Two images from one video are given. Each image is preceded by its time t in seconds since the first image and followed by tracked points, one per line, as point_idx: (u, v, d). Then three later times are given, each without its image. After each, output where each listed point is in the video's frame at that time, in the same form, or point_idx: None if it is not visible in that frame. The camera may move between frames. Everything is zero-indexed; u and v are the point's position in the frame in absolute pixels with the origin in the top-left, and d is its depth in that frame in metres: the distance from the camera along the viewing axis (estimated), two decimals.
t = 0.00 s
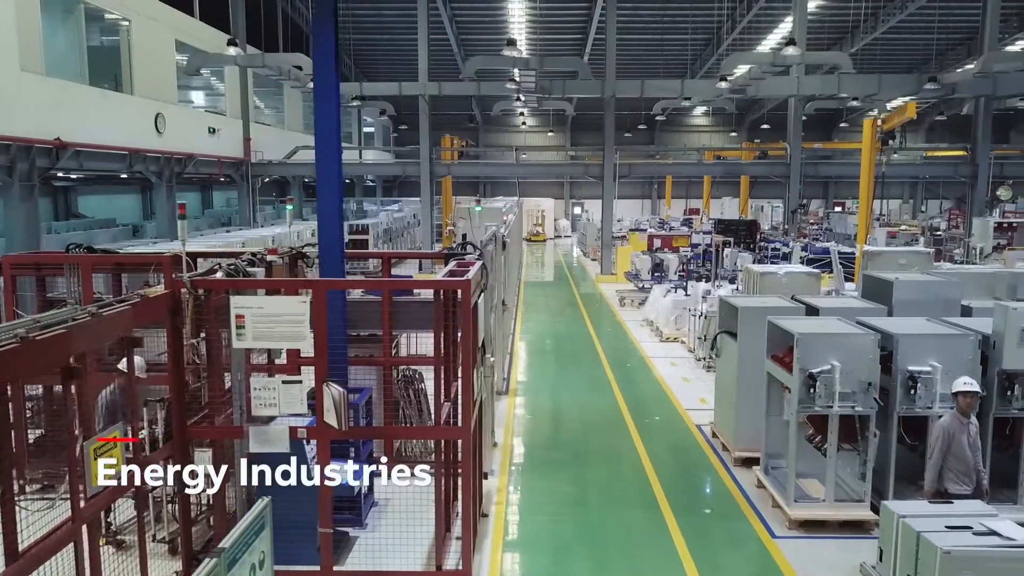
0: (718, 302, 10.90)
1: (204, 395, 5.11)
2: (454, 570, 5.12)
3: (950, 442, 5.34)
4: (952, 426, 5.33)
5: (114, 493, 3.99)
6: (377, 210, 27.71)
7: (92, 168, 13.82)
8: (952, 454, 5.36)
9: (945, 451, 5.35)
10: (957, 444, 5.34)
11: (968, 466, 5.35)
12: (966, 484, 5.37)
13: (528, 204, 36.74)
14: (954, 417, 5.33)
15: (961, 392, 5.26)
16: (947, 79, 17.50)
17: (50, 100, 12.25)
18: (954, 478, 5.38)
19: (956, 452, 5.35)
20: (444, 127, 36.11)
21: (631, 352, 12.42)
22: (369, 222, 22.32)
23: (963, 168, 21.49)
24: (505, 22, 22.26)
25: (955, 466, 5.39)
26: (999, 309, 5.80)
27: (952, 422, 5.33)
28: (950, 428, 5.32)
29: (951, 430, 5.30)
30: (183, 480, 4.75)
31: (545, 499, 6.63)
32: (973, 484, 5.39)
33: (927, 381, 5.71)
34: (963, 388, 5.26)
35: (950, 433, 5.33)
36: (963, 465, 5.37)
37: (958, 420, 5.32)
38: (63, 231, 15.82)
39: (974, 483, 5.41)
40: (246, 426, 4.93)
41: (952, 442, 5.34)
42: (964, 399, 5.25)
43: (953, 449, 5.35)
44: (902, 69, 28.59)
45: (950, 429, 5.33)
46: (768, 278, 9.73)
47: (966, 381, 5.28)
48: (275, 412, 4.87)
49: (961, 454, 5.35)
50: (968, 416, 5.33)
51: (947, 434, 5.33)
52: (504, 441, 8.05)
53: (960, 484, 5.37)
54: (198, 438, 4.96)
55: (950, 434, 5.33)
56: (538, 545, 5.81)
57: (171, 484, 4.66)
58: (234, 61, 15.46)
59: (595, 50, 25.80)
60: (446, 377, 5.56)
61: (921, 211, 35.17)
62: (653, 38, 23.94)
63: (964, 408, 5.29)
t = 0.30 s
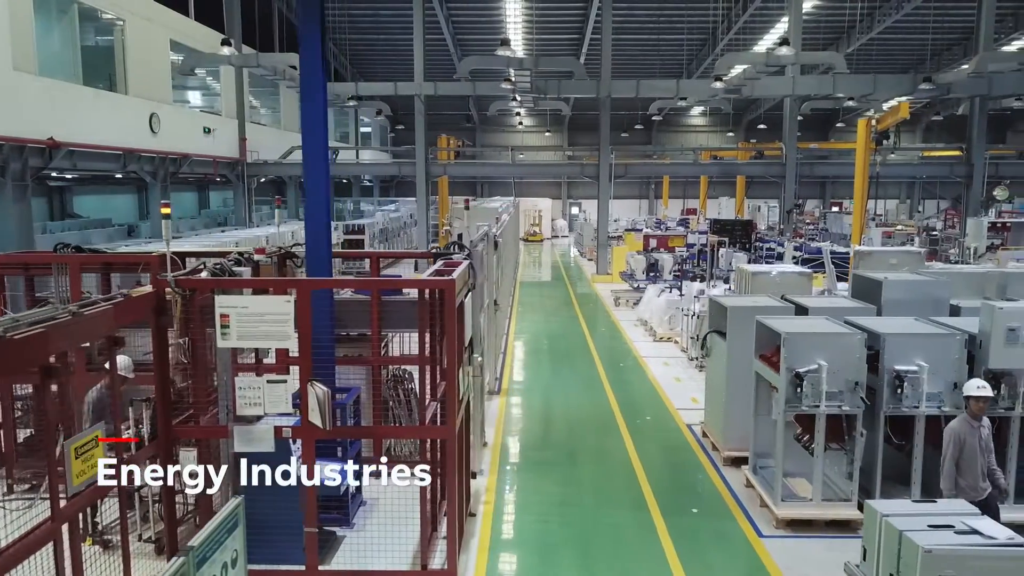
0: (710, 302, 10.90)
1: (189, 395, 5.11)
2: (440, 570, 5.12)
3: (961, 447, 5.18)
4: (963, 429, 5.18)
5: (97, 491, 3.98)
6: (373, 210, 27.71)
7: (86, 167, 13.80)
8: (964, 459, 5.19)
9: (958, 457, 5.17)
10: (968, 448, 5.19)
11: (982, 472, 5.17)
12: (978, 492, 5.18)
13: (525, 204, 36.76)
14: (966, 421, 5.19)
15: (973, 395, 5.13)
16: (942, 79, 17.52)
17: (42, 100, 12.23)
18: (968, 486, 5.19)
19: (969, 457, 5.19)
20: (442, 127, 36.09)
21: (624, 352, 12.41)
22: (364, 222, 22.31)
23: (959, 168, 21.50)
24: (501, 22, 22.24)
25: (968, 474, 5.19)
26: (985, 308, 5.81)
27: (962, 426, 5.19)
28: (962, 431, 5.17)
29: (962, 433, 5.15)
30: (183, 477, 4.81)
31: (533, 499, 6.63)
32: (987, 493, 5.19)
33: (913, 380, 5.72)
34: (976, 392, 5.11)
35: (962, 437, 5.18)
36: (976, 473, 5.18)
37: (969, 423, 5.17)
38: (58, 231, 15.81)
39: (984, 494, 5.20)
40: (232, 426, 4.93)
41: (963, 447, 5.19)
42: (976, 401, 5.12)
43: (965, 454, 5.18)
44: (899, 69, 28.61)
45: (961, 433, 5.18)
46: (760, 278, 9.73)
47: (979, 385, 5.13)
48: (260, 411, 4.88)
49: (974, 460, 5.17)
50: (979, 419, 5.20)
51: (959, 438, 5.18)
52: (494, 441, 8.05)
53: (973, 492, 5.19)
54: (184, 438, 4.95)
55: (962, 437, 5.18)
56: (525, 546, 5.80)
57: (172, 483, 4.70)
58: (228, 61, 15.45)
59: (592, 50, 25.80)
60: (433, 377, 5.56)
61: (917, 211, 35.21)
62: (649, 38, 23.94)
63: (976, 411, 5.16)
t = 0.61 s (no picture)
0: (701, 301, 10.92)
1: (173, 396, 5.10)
2: (423, 570, 5.13)
3: (972, 453, 5.12)
4: (975, 437, 5.10)
5: (76, 490, 3.99)
6: (369, 210, 27.71)
7: (79, 167, 13.80)
8: (975, 466, 5.12)
9: (969, 464, 5.11)
10: (980, 455, 5.11)
11: (995, 479, 5.10)
12: (992, 500, 5.12)
13: (521, 205, 36.78)
14: (979, 428, 5.10)
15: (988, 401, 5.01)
16: (936, 79, 17.53)
17: (34, 100, 12.20)
18: (980, 493, 5.13)
19: (981, 464, 5.11)
20: (438, 128, 36.10)
21: (617, 352, 12.43)
22: (359, 222, 22.32)
23: (954, 168, 21.51)
24: (496, 22, 22.24)
25: (980, 482, 5.13)
26: (970, 308, 5.82)
27: (974, 432, 5.12)
28: (972, 438, 5.10)
29: (973, 440, 5.07)
30: (186, 478, 4.96)
31: (519, 499, 6.63)
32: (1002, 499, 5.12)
33: (898, 380, 5.73)
34: (994, 403, 4.96)
35: (975, 444, 5.10)
36: (988, 480, 5.11)
37: (981, 431, 5.10)
38: (51, 231, 15.80)
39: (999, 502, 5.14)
40: (215, 426, 4.92)
41: (975, 453, 5.12)
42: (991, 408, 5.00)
43: (977, 461, 5.11)
44: (894, 69, 28.63)
45: (972, 441, 5.11)
46: (751, 278, 9.74)
47: (998, 394, 4.96)
48: (243, 411, 4.88)
49: (987, 467, 5.10)
50: (994, 427, 5.10)
51: (970, 445, 5.11)
52: (483, 441, 8.07)
53: (986, 500, 5.13)
54: (167, 437, 4.93)
55: (973, 444, 5.11)
56: (510, 545, 5.81)
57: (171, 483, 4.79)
58: (222, 61, 15.43)
59: (588, 50, 25.80)
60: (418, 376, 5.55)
61: (913, 211, 35.26)
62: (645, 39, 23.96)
63: (990, 418, 5.05)
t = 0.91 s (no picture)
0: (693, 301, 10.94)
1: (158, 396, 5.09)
2: (408, 570, 5.13)
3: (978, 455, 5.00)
4: (983, 439, 4.99)
5: (59, 490, 3.99)
6: (366, 210, 27.71)
7: (73, 168, 13.78)
8: (979, 468, 5.01)
9: (974, 465, 5.00)
10: (985, 456, 5.00)
11: (1000, 483, 4.98)
12: (996, 504, 5.00)
13: (518, 205, 36.80)
14: (987, 431, 4.99)
15: (997, 404, 4.91)
16: (931, 79, 17.55)
17: (27, 100, 12.18)
18: (984, 496, 5.02)
19: (986, 466, 5.00)
20: (435, 128, 36.10)
21: (610, 352, 12.45)
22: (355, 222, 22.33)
23: (949, 168, 21.53)
24: (493, 22, 22.24)
25: (983, 485, 5.01)
26: (957, 308, 5.83)
27: (981, 433, 5.01)
28: (979, 440, 4.98)
29: (980, 441, 4.96)
30: (188, 477, 4.98)
31: (507, 499, 6.63)
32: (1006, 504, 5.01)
33: (884, 380, 5.74)
34: (1006, 405, 4.84)
35: (982, 445, 4.99)
36: (991, 483, 5.00)
37: (988, 432, 4.98)
38: (46, 232, 15.79)
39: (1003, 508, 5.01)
40: (200, 426, 4.92)
41: (980, 455, 5.01)
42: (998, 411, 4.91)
43: (982, 463, 5.00)
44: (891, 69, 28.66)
45: (979, 442, 4.99)
46: (743, 279, 9.75)
47: (1010, 397, 4.85)
48: (228, 412, 4.88)
49: (991, 469, 4.99)
50: (1003, 430, 4.99)
51: (976, 446, 5.00)
52: (473, 440, 8.07)
53: (988, 504, 5.02)
54: (152, 438, 4.93)
55: (980, 446, 5.00)
56: (497, 545, 5.81)
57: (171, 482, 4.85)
58: (216, 61, 15.42)
59: (584, 50, 25.81)
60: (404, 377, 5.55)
61: (910, 211, 35.31)
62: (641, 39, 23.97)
63: (998, 420, 4.94)
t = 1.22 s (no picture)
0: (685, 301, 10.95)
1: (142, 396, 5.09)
2: (393, 570, 5.14)
3: (978, 462, 4.78)
4: (986, 447, 4.76)
5: (41, 489, 3.99)
6: (362, 210, 27.70)
7: (66, 168, 13.77)
8: (978, 476, 4.80)
9: (973, 472, 4.79)
10: (985, 464, 4.79)
11: (995, 491, 4.80)
12: (989, 512, 4.81)
13: (515, 204, 36.82)
14: (989, 438, 4.77)
15: (1003, 412, 4.68)
16: (925, 79, 17.56)
17: (20, 100, 12.16)
18: (977, 504, 4.82)
19: (984, 474, 4.80)
20: (432, 128, 36.10)
21: (603, 352, 12.46)
22: (351, 222, 22.32)
23: (944, 168, 21.53)
24: (489, 22, 22.21)
25: (979, 492, 4.81)
26: (943, 308, 5.84)
27: (983, 439, 4.78)
28: (981, 447, 4.76)
29: (983, 449, 4.73)
30: (188, 478, 5.04)
31: (495, 499, 6.63)
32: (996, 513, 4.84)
33: (870, 380, 5.75)
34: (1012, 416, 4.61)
35: (984, 453, 4.76)
36: (987, 491, 4.80)
37: (990, 440, 4.76)
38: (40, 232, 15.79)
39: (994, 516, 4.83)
40: (184, 426, 4.91)
41: (980, 463, 4.79)
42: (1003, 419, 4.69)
43: (981, 471, 4.78)
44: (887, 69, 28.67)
45: (981, 451, 4.76)
46: (735, 279, 9.76)
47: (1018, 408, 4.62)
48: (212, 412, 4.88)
49: (988, 477, 4.80)
50: (1004, 439, 4.78)
51: (977, 453, 4.77)
52: (463, 440, 8.07)
53: (981, 511, 4.83)
54: (136, 438, 4.93)
55: (981, 453, 4.77)
56: (483, 544, 5.81)
57: (170, 484, 4.96)
58: (210, 61, 15.39)
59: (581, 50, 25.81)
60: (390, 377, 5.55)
61: (906, 211, 35.33)
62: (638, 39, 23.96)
63: (1003, 429, 4.72)
